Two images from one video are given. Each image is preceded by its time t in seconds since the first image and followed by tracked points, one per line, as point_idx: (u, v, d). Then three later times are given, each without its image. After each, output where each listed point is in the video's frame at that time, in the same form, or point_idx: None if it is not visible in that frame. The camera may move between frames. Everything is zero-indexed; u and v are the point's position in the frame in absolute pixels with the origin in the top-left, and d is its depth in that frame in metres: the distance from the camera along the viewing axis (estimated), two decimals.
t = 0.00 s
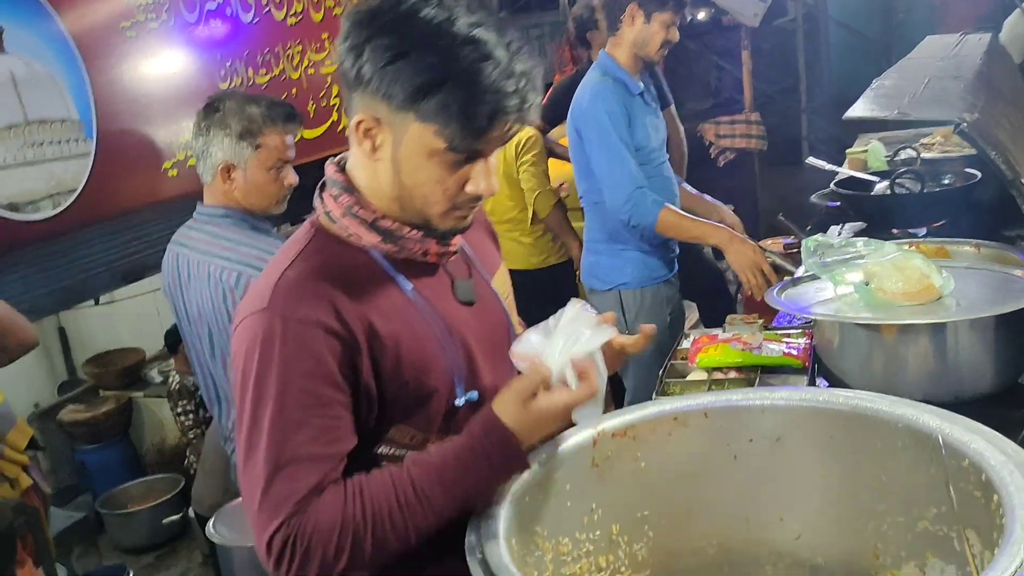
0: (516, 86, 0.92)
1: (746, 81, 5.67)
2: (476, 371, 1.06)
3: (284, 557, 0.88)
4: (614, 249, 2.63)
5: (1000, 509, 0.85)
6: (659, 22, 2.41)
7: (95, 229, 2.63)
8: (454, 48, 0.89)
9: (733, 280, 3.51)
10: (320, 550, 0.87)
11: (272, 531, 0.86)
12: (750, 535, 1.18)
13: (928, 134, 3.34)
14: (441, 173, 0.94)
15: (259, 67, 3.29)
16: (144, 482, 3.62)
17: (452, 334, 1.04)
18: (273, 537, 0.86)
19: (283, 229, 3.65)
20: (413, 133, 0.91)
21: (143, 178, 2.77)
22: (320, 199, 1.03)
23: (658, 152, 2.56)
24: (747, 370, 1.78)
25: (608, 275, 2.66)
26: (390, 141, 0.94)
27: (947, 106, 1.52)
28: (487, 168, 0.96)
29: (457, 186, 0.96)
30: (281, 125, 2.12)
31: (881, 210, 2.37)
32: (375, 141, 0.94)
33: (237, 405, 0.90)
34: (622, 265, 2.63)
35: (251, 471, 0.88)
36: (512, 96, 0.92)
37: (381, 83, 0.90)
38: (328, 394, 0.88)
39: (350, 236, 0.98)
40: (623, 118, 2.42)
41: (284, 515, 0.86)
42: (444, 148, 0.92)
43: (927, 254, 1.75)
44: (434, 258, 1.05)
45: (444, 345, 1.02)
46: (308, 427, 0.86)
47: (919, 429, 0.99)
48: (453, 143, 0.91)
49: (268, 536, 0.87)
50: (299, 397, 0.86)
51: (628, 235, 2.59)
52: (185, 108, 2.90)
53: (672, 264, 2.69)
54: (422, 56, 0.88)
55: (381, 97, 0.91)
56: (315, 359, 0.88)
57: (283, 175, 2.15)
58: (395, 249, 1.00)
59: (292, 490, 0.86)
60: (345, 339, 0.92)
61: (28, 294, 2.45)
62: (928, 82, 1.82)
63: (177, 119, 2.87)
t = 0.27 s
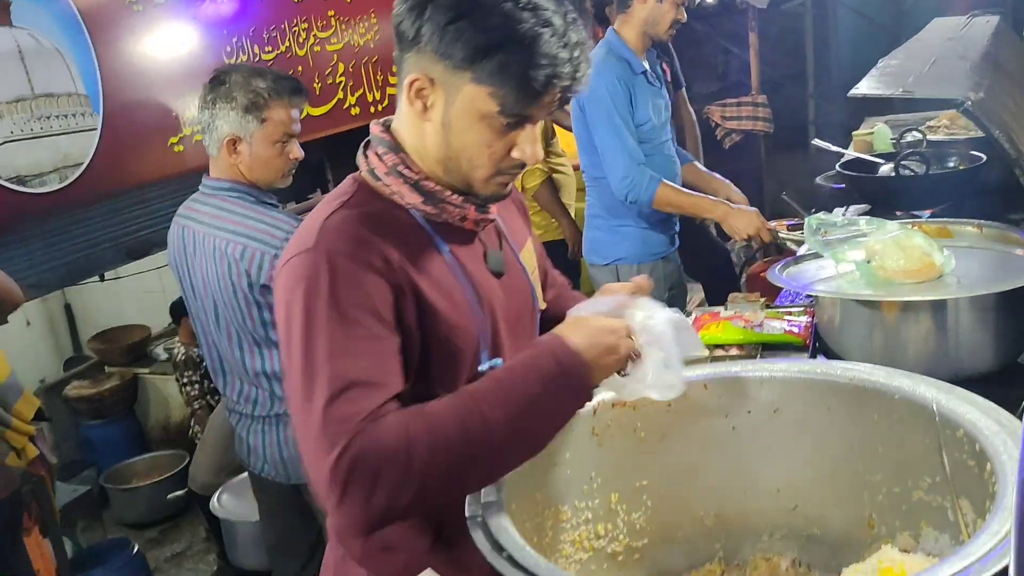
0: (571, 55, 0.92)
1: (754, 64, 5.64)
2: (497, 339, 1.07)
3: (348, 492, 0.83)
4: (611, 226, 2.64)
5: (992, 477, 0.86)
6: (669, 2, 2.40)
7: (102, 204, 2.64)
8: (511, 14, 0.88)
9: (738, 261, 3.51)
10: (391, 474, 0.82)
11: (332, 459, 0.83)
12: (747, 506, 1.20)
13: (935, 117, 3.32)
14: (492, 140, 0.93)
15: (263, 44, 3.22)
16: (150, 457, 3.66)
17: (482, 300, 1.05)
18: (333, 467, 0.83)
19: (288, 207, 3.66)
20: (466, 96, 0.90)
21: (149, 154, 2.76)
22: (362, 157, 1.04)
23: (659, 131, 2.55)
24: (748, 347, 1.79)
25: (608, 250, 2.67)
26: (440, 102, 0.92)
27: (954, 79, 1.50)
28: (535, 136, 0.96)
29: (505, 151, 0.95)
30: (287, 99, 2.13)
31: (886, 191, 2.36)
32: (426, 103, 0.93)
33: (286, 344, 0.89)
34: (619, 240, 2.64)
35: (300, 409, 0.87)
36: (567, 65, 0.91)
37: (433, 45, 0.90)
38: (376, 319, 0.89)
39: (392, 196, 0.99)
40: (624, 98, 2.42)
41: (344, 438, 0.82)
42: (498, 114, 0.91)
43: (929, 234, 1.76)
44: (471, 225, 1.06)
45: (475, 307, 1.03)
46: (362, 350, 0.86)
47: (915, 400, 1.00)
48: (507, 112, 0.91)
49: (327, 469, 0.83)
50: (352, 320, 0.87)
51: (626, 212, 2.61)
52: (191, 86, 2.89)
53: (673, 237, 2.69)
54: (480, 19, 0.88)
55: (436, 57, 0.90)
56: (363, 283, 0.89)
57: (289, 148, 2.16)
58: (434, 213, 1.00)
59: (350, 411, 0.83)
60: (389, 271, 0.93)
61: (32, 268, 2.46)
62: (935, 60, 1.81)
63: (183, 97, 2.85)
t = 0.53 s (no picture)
0: (630, 57, 0.93)
1: (755, 51, 5.62)
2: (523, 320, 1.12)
3: (499, 407, 0.82)
4: (601, 208, 2.67)
5: (983, 461, 0.87)
6: None
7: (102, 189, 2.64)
8: (578, 12, 0.89)
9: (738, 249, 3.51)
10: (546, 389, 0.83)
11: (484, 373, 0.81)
12: (741, 491, 1.20)
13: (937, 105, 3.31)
14: (542, 129, 0.94)
15: (263, 28, 3.19)
16: (149, 443, 3.65)
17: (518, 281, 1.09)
18: (485, 381, 0.82)
19: (288, 192, 3.66)
20: (525, 85, 0.91)
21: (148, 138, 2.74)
22: (407, 133, 1.04)
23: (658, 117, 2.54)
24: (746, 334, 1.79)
25: (598, 232, 2.71)
26: (496, 89, 0.93)
27: (950, 65, 1.50)
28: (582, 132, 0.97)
29: (551, 147, 0.97)
30: (285, 83, 2.12)
31: (886, 179, 2.36)
32: (481, 90, 0.94)
33: (381, 282, 0.86)
34: (609, 223, 2.66)
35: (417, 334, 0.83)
36: (624, 67, 0.92)
37: (498, 31, 0.90)
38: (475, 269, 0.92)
39: (441, 174, 1.00)
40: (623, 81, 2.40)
41: (493, 356, 0.82)
42: (553, 108, 0.92)
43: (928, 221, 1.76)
44: (511, 209, 1.07)
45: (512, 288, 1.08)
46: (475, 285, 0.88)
47: (908, 384, 1.01)
48: (563, 106, 0.92)
49: (478, 384, 0.82)
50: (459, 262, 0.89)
51: (616, 196, 2.63)
52: (189, 69, 2.89)
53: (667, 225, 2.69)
54: (548, 13, 0.88)
55: (498, 47, 0.90)
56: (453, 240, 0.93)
57: (287, 133, 2.15)
58: (482, 193, 1.02)
59: (484, 326, 0.83)
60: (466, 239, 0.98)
61: (32, 253, 2.50)
62: (937, 45, 1.80)
63: (183, 79, 2.87)
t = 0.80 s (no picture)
0: (662, 70, 0.93)
1: (755, 44, 5.61)
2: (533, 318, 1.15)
3: (576, 379, 0.77)
4: (601, 199, 2.71)
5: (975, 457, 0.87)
6: None
7: (101, 181, 2.64)
8: (616, 17, 0.89)
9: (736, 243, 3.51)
10: (635, 369, 0.77)
11: (559, 342, 0.78)
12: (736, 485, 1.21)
13: (936, 99, 3.31)
14: (568, 132, 0.96)
15: (262, 21, 3.18)
16: (146, 435, 3.66)
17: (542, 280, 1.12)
18: (564, 352, 0.77)
19: (287, 185, 3.65)
20: (556, 85, 0.92)
21: (144, 129, 2.73)
22: (442, 125, 1.04)
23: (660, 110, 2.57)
24: (743, 328, 1.80)
25: (597, 223, 2.74)
26: (526, 88, 0.95)
27: (947, 60, 1.50)
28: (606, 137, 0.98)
29: (571, 153, 0.99)
30: (284, 77, 2.11)
31: (883, 173, 2.36)
32: (510, 85, 0.96)
33: (451, 252, 0.85)
34: (608, 215, 2.70)
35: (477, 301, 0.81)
36: (654, 77, 0.93)
37: (536, 29, 0.91)
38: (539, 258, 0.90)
39: (477, 169, 1.00)
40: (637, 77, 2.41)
41: (572, 325, 0.78)
42: (579, 112, 0.93)
43: (925, 216, 1.77)
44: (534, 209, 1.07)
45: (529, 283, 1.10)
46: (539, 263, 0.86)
47: (900, 378, 1.02)
48: (588, 111, 0.93)
49: (555, 354, 0.77)
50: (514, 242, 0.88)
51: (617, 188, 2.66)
52: (187, 62, 2.88)
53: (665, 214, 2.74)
54: (587, 14, 0.89)
55: (534, 45, 0.92)
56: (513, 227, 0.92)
57: (285, 127, 2.15)
58: (513, 191, 1.02)
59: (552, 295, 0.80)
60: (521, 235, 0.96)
61: (32, 244, 2.51)
62: (936, 40, 1.80)
63: (182, 72, 2.86)
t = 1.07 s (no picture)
0: (660, 85, 0.93)
1: (756, 41, 5.61)
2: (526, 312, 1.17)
3: (409, 357, 0.73)
4: (602, 201, 2.71)
5: (970, 455, 0.88)
6: None
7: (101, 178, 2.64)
8: (619, 31, 0.88)
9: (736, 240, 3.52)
10: (463, 335, 0.73)
11: (399, 317, 0.75)
12: (733, 482, 1.22)
13: (936, 97, 3.31)
14: (565, 137, 0.97)
15: (263, 17, 3.18)
16: (149, 430, 3.67)
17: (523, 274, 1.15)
18: (399, 326, 0.75)
19: (288, 181, 3.66)
20: (555, 93, 0.93)
21: (145, 126, 2.73)
22: (435, 120, 1.06)
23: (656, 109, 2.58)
24: (741, 326, 1.81)
25: (598, 225, 2.75)
26: (527, 91, 0.95)
27: (946, 60, 1.50)
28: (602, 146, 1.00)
29: (564, 158, 1.01)
30: (285, 74, 2.12)
31: (883, 171, 2.36)
32: (512, 88, 0.96)
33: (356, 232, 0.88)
34: (610, 216, 2.71)
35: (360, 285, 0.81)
36: (653, 92, 0.92)
37: (541, 35, 0.90)
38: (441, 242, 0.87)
39: (463, 164, 1.03)
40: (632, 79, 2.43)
41: (418, 301, 0.76)
42: (576, 119, 0.94)
43: (924, 214, 1.77)
44: (519, 208, 1.11)
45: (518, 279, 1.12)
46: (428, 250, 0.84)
47: (897, 377, 1.02)
48: (584, 119, 0.94)
49: (392, 329, 0.75)
50: (413, 228, 0.85)
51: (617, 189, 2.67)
52: (188, 59, 2.88)
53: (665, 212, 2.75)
54: (593, 25, 0.88)
55: (537, 52, 0.91)
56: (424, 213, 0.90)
57: (286, 124, 2.16)
58: (498, 187, 1.06)
59: (417, 280, 0.78)
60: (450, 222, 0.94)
61: (33, 240, 2.52)
62: (936, 39, 1.79)
63: (182, 68, 2.86)
